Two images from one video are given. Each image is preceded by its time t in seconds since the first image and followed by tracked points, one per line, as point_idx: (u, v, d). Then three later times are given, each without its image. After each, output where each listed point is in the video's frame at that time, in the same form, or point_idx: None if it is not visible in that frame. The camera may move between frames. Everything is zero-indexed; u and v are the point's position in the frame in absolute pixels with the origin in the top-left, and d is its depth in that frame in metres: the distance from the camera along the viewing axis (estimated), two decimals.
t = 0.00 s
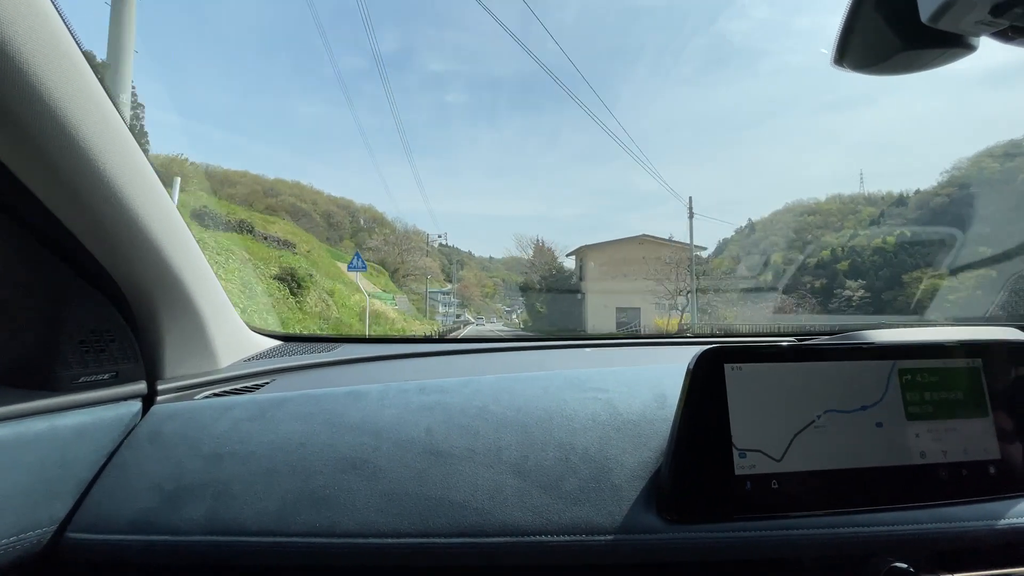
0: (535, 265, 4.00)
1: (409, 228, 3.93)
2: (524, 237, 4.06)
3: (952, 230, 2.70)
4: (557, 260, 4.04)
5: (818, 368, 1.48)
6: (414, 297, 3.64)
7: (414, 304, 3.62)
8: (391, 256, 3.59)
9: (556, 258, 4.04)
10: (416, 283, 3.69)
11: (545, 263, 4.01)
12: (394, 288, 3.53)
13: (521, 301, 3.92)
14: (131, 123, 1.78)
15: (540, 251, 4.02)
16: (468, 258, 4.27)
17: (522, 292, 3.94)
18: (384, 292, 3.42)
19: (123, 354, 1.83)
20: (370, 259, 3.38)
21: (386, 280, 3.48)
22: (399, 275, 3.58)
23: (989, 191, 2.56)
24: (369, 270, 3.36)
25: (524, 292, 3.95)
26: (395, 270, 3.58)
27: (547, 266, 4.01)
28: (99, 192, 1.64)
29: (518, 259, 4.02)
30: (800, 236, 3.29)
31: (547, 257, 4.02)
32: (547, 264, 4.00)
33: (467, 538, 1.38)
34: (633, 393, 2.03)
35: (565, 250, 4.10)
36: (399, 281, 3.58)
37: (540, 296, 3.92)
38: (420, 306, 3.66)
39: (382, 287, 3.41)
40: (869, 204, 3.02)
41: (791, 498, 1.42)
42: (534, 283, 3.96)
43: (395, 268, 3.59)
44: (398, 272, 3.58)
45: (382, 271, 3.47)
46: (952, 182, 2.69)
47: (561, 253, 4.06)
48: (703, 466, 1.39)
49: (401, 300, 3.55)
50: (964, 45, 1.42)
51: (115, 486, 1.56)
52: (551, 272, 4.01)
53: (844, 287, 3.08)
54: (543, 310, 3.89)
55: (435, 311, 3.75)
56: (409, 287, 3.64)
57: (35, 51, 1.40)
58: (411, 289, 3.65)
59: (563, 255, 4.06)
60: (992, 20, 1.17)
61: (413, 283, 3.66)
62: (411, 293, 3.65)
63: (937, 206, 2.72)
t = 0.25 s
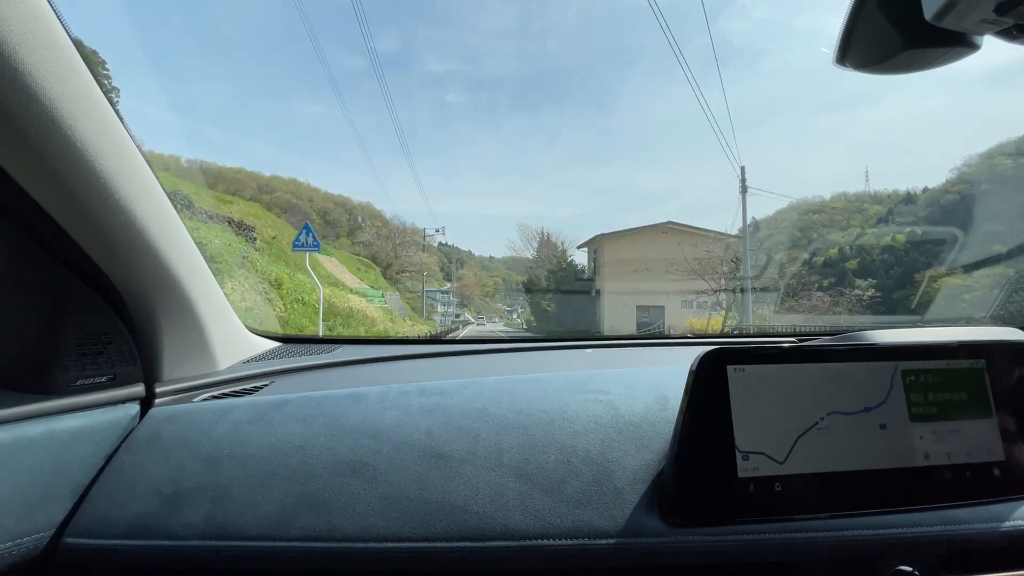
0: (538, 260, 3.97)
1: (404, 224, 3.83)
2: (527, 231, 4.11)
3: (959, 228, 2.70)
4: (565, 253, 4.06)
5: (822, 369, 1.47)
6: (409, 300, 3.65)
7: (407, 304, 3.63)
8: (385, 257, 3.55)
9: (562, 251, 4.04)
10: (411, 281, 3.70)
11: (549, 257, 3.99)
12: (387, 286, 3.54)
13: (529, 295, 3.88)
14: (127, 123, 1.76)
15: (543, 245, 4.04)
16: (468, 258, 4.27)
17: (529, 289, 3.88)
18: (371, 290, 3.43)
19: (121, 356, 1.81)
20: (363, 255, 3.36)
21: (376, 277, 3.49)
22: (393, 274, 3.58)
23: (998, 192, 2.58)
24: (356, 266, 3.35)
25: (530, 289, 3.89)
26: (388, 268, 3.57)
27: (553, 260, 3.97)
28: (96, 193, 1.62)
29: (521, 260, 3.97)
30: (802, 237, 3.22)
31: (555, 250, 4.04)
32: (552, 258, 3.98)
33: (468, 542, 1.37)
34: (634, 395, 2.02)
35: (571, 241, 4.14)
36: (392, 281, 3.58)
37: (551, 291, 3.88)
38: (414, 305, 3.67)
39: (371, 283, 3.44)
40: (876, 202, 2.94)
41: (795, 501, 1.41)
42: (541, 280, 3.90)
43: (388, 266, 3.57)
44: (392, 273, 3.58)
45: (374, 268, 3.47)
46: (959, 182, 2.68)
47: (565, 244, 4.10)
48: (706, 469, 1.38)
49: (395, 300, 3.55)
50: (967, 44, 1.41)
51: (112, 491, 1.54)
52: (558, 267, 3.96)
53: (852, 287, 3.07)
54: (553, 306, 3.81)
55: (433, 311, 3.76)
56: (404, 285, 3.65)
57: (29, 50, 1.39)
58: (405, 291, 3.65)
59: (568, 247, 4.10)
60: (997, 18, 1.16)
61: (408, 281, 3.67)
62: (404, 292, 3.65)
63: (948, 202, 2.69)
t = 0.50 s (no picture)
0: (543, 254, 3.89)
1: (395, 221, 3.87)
2: (534, 223, 4.06)
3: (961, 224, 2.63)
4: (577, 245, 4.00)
5: (825, 366, 1.46)
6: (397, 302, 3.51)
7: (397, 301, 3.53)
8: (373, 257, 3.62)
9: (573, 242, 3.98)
10: (405, 278, 3.65)
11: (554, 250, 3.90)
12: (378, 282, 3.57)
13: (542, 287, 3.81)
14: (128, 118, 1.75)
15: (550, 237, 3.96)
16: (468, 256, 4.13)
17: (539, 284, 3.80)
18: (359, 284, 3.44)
19: (121, 352, 1.81)
20: (350, 247, 3.48)
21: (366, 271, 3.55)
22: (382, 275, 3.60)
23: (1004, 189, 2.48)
24: (340, 260, 3.41)
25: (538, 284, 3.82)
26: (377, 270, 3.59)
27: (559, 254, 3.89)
28: (97, 187, 1.62)
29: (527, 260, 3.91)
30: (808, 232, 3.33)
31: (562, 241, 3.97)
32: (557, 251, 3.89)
33: (470, 538, 1.36)
34: (636, 392, 2.01)
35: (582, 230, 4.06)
36: (383, 278, 3.59)
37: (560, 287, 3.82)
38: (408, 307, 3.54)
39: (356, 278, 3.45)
40: (882, 200, 2.94)
41: (797, 498, 1.41)
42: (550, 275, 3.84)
43: (378, 261, 3.62)
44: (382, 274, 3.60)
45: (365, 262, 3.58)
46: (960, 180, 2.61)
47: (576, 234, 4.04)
48: (708, 465, 1.38)
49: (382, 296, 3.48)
50: (971, 40, 1.41)
51: (112, 486, 1.54)
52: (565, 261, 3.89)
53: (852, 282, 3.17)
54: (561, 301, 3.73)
55: (431, 310, 3.61)
56: (399, 282, 3.62)
57: (31, 45, 1.38)
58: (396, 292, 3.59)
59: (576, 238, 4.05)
60: (1002, 14, 1.15)
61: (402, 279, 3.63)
62: (397, 289, 3.60)
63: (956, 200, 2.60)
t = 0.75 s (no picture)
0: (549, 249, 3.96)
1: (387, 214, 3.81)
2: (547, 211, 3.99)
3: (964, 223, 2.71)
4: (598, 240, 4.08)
5: (822, 366, 1.47)
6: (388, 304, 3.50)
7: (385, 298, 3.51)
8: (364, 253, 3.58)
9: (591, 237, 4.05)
10: (401, 276, 3.65)
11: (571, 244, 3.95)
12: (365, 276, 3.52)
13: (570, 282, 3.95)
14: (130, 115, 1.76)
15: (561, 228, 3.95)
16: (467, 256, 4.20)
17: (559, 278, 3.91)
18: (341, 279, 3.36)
19: (122, 348, 1.81)
20: (334, 241, 3.39)
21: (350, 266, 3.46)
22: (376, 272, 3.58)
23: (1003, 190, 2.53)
24: (321, 253, 3.32)
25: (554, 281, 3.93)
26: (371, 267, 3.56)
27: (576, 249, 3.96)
28: (98, 184, 1.62)
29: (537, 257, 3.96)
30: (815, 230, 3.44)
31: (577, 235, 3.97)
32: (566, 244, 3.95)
33: (468, 534, 1.37)
34: (634, 390, 2.02)
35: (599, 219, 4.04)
36: (376, 273, 3.57)
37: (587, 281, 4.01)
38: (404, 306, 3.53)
39: (339, 272, 3.35)
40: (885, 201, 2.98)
41: (793, 496, 1.42)
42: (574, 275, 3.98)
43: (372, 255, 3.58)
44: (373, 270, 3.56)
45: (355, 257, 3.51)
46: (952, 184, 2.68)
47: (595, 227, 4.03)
48: (705, 464, 1.39)
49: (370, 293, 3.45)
50: (970, 42, 1.41)
51: (113, 482, 1.54)
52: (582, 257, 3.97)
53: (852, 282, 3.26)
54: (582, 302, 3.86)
55: (431, 309, 3.64)
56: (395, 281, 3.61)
57: (35, 43, 1.39)
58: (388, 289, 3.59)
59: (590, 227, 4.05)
60: (999, 16, 1.16)
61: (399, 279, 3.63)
62: (391, 288, 3.59)
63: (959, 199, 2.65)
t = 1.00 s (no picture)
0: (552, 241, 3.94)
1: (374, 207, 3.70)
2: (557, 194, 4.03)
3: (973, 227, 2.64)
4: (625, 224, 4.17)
5: (824, 367, 1.46)
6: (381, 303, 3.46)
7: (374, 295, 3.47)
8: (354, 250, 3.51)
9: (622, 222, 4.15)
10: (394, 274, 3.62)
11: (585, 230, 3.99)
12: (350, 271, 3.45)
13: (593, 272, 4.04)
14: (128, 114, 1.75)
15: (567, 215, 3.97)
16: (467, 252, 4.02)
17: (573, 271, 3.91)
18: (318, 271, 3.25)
19: (118, 347, 1.80)
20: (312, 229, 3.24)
21: (330, 258, 3.35)
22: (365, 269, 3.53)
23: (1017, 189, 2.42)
24: (298, 242, 3.17)
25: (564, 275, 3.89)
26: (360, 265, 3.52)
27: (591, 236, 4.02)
28: (95, 183, 1.61)
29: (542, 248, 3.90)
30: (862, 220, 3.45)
31: (593, 220, 4.02)
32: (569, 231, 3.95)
33: (465, 536, 1.35)
34: (635, 392, 2.01)
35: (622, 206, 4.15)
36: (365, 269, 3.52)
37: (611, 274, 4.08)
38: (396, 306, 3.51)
39: (316, 263, 3.24)
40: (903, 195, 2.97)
41: (795, 499, 1.40)
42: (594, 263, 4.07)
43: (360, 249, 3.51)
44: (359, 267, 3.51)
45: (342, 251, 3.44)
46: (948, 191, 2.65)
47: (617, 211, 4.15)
48: (706, 466, 1.37)
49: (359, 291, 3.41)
50: (974, 41, 1.40)
51: (107, 482, 1.53)
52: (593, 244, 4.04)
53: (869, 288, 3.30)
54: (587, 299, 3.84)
55: (429, 308, 3.54)
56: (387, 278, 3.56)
57: (33, 42, 1.38)
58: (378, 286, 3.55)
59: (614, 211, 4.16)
60: (1005, 15, 1.15)
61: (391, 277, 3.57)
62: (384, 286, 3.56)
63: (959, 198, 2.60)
